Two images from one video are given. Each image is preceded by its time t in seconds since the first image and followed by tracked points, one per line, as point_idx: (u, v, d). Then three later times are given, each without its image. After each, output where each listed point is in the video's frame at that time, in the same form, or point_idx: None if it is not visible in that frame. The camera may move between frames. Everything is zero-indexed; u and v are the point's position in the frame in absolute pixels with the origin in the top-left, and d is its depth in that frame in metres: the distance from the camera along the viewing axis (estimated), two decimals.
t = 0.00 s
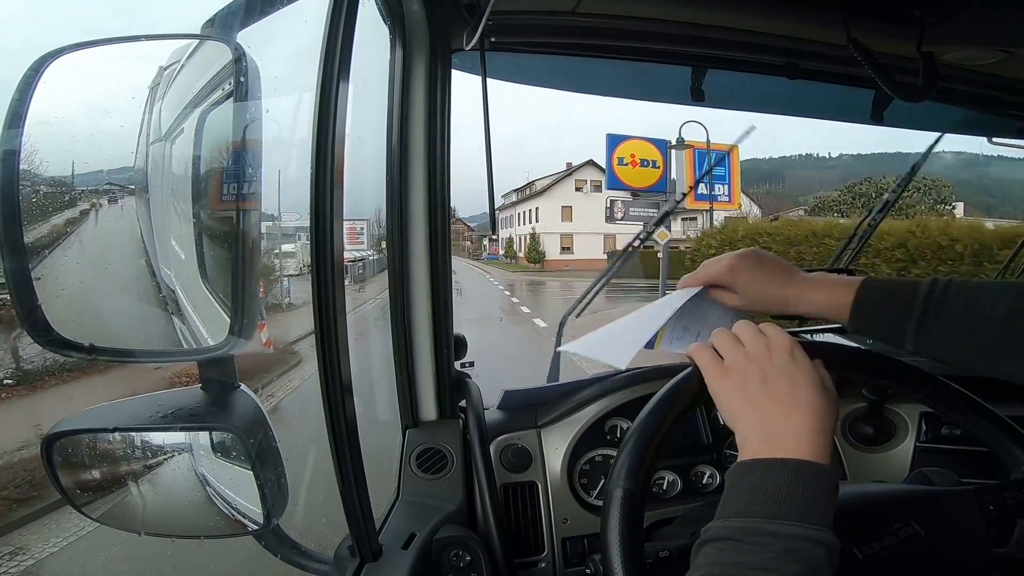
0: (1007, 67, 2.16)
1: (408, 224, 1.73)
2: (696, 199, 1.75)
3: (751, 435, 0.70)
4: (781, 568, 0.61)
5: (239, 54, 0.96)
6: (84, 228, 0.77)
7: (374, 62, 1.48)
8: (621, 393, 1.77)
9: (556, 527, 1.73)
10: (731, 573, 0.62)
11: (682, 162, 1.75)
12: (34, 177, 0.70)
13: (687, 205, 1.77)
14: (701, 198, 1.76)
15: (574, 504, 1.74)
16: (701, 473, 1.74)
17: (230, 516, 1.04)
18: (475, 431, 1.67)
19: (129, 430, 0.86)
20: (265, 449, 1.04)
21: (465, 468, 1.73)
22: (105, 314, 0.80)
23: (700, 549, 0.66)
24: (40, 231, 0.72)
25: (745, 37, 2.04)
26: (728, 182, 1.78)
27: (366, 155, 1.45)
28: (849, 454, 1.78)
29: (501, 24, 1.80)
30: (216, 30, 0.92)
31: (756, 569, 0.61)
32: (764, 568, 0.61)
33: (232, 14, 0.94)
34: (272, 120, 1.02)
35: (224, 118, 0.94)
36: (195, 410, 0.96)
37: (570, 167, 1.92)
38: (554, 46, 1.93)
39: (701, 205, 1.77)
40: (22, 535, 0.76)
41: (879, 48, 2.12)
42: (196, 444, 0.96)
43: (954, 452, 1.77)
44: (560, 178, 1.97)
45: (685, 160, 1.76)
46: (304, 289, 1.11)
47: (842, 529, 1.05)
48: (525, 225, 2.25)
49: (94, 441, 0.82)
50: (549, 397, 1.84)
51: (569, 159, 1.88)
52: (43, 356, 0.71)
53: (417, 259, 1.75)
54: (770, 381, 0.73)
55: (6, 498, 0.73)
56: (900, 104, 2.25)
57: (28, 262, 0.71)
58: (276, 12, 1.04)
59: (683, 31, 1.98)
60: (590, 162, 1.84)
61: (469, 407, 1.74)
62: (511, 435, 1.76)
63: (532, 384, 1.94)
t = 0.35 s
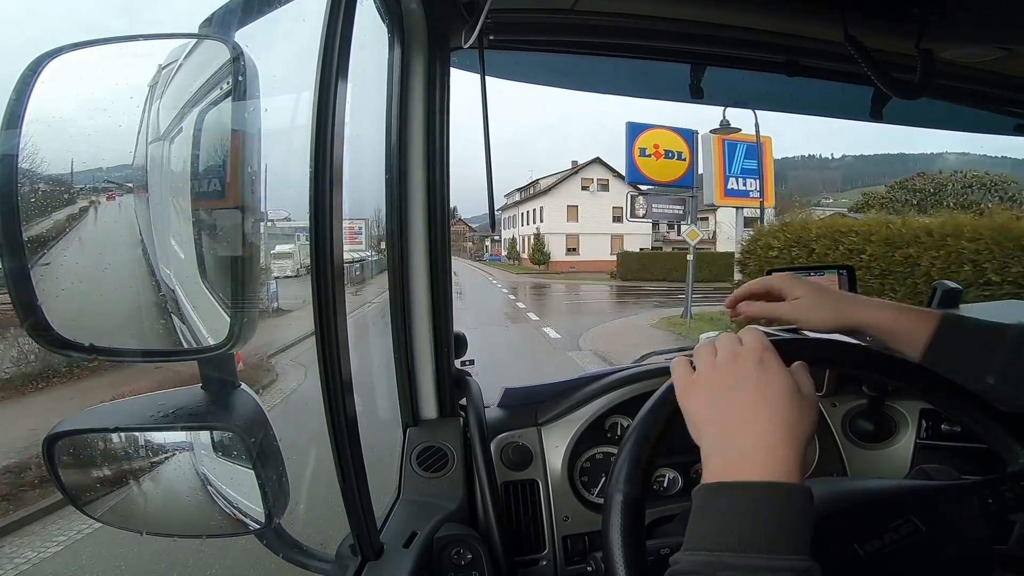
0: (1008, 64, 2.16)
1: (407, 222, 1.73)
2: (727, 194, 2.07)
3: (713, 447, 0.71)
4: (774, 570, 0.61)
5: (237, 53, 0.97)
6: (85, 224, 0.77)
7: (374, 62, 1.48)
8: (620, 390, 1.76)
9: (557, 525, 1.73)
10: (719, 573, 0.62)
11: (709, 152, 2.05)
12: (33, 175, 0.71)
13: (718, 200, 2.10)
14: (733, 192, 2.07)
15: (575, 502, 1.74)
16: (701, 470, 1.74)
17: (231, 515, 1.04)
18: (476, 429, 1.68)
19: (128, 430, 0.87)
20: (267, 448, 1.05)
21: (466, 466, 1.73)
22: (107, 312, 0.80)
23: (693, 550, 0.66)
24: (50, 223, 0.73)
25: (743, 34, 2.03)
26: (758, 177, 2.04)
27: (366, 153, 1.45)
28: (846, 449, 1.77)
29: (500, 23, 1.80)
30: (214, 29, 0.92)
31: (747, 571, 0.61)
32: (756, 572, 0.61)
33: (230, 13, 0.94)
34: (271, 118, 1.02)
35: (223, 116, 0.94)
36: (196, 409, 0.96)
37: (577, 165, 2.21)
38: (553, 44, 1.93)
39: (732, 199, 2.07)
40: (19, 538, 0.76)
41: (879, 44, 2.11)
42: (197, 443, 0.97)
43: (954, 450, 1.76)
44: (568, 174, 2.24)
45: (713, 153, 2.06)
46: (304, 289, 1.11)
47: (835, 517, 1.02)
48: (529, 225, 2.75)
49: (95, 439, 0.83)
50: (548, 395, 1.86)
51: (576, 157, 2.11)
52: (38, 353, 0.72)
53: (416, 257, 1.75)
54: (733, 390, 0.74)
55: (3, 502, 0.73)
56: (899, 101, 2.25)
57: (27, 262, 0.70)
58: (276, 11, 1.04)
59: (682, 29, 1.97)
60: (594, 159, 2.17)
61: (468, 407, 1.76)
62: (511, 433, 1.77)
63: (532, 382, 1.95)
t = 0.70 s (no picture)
0: (1005, 66, 2.17)
1: (406, 223, 1.72)
2: (766, 189, 2.11)
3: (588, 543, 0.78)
4: None
5: (236, 53, 0.97)
6: (81, 223, 0.76)
7: (372, 62, 1.48)
8: (621, 391, 1.77)
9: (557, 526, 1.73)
10: None
11: (744, 143, 2.09)
12: (31, 175, 0.71)
13: (756, 194, 2.14)
14: (772, 186, 2.12)
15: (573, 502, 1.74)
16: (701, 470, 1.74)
17: (230, 515, 1.05)
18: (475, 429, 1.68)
19: (125, 430, 0.87)
20: (264, 448, 1.07)
21: (464, 467, 1.73)
22: (104, 311, 0.80)
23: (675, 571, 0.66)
24: (49, 220, 0.72)
25: (743, 34, 2.03)
26: (797, 172, 2.13)
27: (364, 153, 1.45)
28: (845, 450, 1.77)
29: (500, 23, 1.80)
30: (213, 29, 0.92)
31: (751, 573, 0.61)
32: None
33: (230, 13, 0.94)
34: (269, 119, 1.01)
35: (221, 116, 0.94)
36: (194, 410, 0.97)
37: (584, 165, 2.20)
38: (552, 44, 1.93)
39: (771, 194, 2.11)
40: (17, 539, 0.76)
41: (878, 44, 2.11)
42: (195, 442, 0.97)
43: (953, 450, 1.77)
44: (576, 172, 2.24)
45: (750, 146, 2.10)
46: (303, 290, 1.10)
47: (840, 515, 1.00)
48: (535, 225, 2.76)
49: (92, 439, 0.83)
50: (549, 395, 1.86)
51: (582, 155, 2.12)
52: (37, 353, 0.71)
53: (415, 257, 1.75)
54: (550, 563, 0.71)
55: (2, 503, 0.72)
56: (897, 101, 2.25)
57: (24, 261, 0.71)
58: (276, 11, 1.04)
59: (682, 29, 1.97)
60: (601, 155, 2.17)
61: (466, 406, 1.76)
62: (509, 433, 1.77)
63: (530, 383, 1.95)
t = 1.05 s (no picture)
0: (1003, 70, 2.18)
1: (404, 224, 1.73)
2: (811, 182, 2.18)
3: None
4: None
5: (236, 52, 0.96)
6: (78, 222, 0.76)
7: (372, 62, 1.48)
8: (620, 392, 1.77)
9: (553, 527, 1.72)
10: None
11: (789, 137, 2.25)
12: (27, 174, 0.70)
13: (800, 190, 2.17)
14: (817, 181, 2.19)
15: (569, 504, 1.74)
16: (697, 473, 1.74)
17: (226, 515, 1.06)
18: (471, 429, 1.68)
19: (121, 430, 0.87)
20: (260, 447, 1.07)
21: (461, 468, 1.73)
22: (101, 309, 0.80)
23: None
24: (49, 218, 0.73)
25: (743, 37, 2.03)
26: (843, 167, 2.22)
27: (363, 154, 1.45)
28: (841, 453, 1.77)
29: (500, 24, 1.80)
30: (214, 28, 0.91)
31: None
32: None
33: (230, 11, 0.93)
34: (268, 118, 1.01)
35: (219, 115, 0.94)
36: (191, 409, 0.97)
37: (591, 161, 2.28)
38: (551, 45, 1.93)
39: (817, 187, 2.17)
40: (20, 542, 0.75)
41: (878, 48, 2.11)
42: (191, 442, 0.98)
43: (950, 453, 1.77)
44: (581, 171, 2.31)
45: (795, 143, 2.25)
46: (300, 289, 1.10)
47: (835, 518, 1.00)
48: (541, 225, 2.84)
49: (87, 437, 0.82)
50: (547, 396, 1.85)
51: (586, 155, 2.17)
52: (31, 352, 0.71)
53: (413, 258, 1.75)
54: None
55: None
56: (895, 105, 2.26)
57: (21, 259, 0.71)
58: (276, 10, 1.04)
59: (682, 32, 1.97)
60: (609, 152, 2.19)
61: (464, 407, 1.76)
62: (506, 435, 1.77)
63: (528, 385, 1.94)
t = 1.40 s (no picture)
0: (1000, 71, 2.18)
1: (404, 228, 1.72)
2: (871, 171, 2.11)
3: None
4: None
5: (234, 56, 0.97)
6: (76, 226, 0.76)
7: (371, 65, 1.49)
8: (620, 394, 1.77)
9: (553, 528, 1.72)
10: None
11: (846, 137, 2.25)
12: (25, 179, 0.71)
13: (858, 182, 2.10)
14: (878, 171, 2.12)
15: (569, 505, 1.74)
16: (698, 474, 1.74)
17: (225, 518, 1.05)
18: (471, 431, 1.67)
19: (122, 434, 0.87)
20: (260, 450, 1.06)
21: (462, 470, 1.73)
22: (101, 313, 0.80)
23: None
24: (46, 222, 0.73)
25: (740, 38, 2.04)
26: (904, 160, 2.17)
27: (362, 157, 1.46)
28: (842, 453, 1.77)
29: (498, 27, 1.81)
30: (211, 31, 0.92)
31: None
32: None
33: (227, 15, 0.94)
34: (267, 121, 1.01)
35: (218, 119, 0.94)
36: (190, 412, 0.96)
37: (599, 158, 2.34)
38: (550, 47, 1.94)
39: (878, 178, 2.10)
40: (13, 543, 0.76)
41: (875, 48, 2.12)
42: (190, 445, 0.96)
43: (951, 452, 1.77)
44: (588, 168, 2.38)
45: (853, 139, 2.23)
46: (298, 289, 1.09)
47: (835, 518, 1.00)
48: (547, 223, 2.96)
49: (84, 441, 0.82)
50: (546, 398, 1.87)
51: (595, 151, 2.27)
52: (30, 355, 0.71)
53: (412, 260, 1.75)
54: None
55: None
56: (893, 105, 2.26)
57: (20, 263, 0.72)
58: (274, 13, 1.04)
59: (679, 34, 1.98)
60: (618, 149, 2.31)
61: (464, 409, 1.76)
62: (507, 437, 1.76)
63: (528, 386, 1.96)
